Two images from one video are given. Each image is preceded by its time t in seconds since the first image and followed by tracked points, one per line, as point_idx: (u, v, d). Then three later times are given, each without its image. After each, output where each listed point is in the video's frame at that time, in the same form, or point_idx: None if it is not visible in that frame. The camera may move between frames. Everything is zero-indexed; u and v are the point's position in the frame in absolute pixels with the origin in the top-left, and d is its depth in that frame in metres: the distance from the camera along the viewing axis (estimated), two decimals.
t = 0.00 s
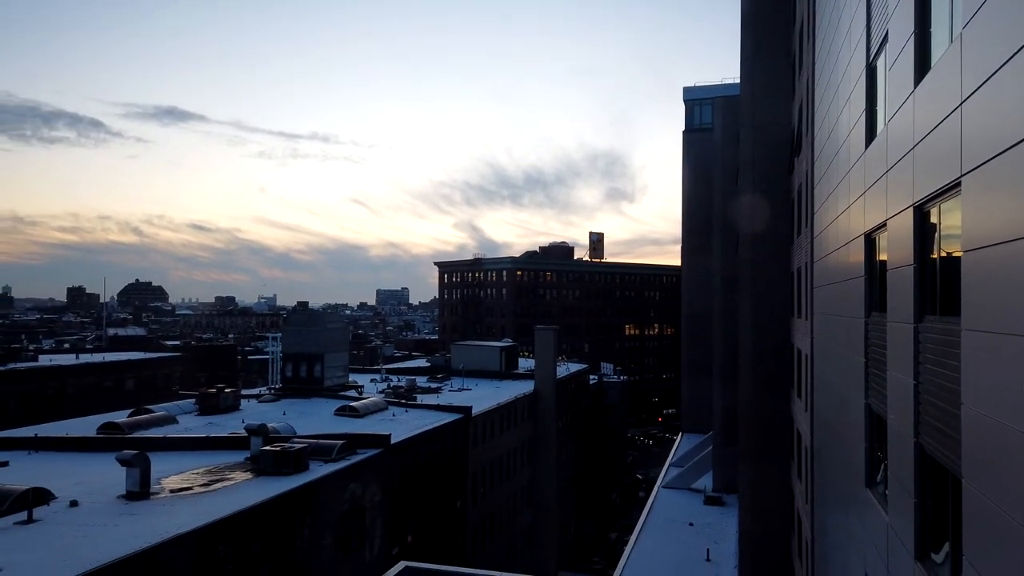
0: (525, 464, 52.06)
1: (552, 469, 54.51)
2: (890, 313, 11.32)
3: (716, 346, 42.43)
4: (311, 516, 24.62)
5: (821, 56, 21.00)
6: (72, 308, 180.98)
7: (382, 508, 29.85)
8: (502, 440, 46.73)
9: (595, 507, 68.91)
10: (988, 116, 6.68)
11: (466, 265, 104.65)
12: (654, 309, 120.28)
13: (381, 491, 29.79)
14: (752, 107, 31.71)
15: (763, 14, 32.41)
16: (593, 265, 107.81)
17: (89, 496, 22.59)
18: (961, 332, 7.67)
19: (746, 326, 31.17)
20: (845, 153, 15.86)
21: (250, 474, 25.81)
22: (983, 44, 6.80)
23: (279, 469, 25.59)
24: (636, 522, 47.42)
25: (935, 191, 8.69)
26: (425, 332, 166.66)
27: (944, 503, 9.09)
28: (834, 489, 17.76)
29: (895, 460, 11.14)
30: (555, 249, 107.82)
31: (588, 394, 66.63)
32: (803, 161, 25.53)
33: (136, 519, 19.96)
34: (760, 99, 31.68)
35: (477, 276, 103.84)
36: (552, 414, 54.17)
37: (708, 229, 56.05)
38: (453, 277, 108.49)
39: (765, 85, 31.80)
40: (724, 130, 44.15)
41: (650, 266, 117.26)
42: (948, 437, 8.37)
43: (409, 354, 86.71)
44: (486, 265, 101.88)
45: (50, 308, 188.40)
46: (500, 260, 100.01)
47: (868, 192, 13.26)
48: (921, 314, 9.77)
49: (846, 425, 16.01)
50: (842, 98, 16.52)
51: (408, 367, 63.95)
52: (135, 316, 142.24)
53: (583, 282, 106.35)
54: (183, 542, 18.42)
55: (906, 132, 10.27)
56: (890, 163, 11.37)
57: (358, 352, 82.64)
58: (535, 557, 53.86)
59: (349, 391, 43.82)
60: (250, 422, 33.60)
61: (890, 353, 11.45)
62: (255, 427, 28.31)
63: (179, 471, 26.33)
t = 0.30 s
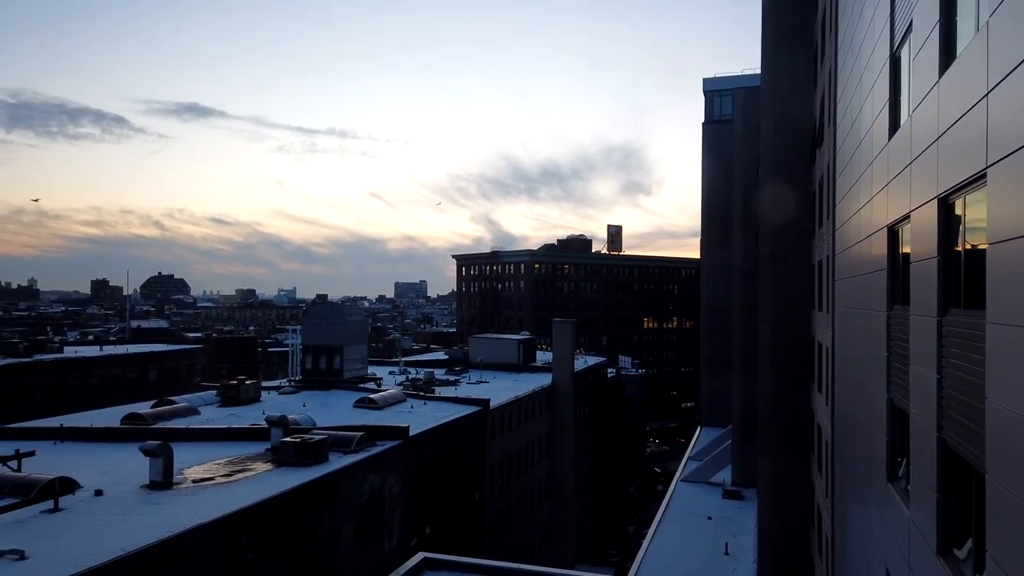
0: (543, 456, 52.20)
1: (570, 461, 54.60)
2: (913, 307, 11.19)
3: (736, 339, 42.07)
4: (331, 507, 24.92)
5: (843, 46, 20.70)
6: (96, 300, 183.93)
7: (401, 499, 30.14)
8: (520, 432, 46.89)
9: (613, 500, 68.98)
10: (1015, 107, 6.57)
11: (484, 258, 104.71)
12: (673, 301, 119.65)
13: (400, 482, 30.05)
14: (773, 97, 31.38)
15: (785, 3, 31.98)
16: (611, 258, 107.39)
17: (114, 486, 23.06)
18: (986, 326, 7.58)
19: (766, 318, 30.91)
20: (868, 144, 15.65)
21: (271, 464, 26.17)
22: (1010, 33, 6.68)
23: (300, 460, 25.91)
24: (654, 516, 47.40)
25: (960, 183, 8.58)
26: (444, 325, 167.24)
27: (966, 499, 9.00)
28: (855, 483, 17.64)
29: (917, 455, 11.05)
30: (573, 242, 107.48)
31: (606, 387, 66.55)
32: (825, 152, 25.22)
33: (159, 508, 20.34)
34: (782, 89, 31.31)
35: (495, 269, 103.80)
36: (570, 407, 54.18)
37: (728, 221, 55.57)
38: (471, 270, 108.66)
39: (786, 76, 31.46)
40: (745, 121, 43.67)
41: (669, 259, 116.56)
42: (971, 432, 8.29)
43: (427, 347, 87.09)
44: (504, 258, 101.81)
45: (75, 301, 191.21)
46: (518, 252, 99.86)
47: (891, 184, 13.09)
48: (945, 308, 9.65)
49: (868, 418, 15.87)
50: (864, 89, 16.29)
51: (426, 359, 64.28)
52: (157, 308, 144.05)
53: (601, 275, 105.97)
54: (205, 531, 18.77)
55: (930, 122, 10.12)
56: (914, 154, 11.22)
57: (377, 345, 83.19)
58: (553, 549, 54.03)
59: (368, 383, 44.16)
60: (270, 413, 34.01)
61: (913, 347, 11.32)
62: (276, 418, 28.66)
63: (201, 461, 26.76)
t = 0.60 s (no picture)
0: (561, 448, 52.25)
1: (588, 453, 54.66)
2: (937, 299, 11.04)
3: (756, 331, 41.71)
4: (350, 497, 25.19)
5: (867, 34, 20.37)
6: (120, 292, 186.41)
7: (421, 490, 30.41)
8: (539, 425, 47.01)
9: (631, 492, 68.98)
10: None
11: (502, 250, 104.68)
12: (692, 294, 118.97)
13: (419, 473, 30.31)
14: (795, 87, 31.00)
15: None
16: (630, 250, 106.92)
17: (138, 475, 23.50)
18: (1014, 318, 7.46)
19: (787, 309, 30.64)
20: (892, 133, 15.45)
21: (292, 455, 26.51)
22: None
23: (321, 451, 26.20)
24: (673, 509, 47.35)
25: (986, 173, 8.46)
26: (462, 318, 167.87)
27: (991, 493, 8.90)
28: (877, 478, 17.49)
29: (940, 448, 10.94)
30: (592, 234, 107.13)
31: (625, 380, 66.40)
32: (848, 142, 24.89)
33: (182, 497, 20.72)
34: (804, 78, 30.91)
35: (513, 261, 103.72)
36: (588, 399, 54.09)
37: (749, 212, 55.01)
38: (489, 263, 108.79)
39: (809, 65, 31.02)
40: (766, 111, 43.20)
41: (688, 251, 115.86)
42: (997, 426, 8.19)
43: (445, 339, 87.42)
44: (522, 250, 101.74)
45: (99, 293, 194.15)
46: (536, 245, 99.69)
47: (916, 174, 12.91)
48: (971, 300, 9.52)
49: (890, 411, 15.74)
50: (888, 77, 16.06)
51: (445, 351, 64.60)
52: (180, 300, 145.98)
53: (620, 267, 105.60)
54: (229, 519, 19.15)
55: (956, 111, 9.96)
56: (939, 145, 11.07)
57: (396, 337, 83.69)
58: (571, 541, 54.17)
59: (387, 375, 44.48)
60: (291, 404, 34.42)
61: (937, 340, 11.19)
62: (296, 409, 29.00)
63: (223, 451, 27.20)
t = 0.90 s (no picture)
0: (580, 442, 52.29)
1: (606, 447, 54.65)
2: (963, 293, 10.91)
3: (776, 325, 41.36)
4: (370, 489, 25.46)
5: (892, 23, 20.07)
6: (142, 285, 188.65)
7: (439, 483, 30.66)
8: (557, 419, 47.10)
9: (650, 487, 68.89)
10: None
11: (521, 244, 104.67)
12: (712, 288, 118.27)
13: (438, 466, 30.56)
14: (819, 78, 30.61)
15: None
16: (649, 244, 106.46)
17: (162, 466, 23.96)
18: None
19: (808, 303, 30.35)
20: (916, 125, 15.24)
21: (313, 447, 26.87)
22: None
23: (341, 444, 26.54)
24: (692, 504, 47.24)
25: (1012, 165, 8.34)
26: (480, 312, 168.32)
27: (1018, 490, 8.78)
28: (899, 476, 17.31)
29: (965, 444, 10.83)
30: (611, 228, 106.76)
31: (643, 374, 66.21)
32: (871, 134, 24.57)
33: (206, 488, 21.12)
34: (827, 68, 30.50)
35: (531, 255, 103.63)
36: (606, 394, 53.98)
37: (770, 206, 54.51)
38: (507, 257, 108.85)
39: (832, 55, 30.60)
40: (788, 103, 42.72)
41: (708, 245, 115.15)
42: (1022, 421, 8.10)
43: (464, 332, 87.77)
44: (541, 244, 101.67)
45: (125, 286, 197.65)
46: (554, 239, 99.58)
47: (941, 166, 12.76)
48: (997, 294, 9.39)
49: (913, 407, 15.58)
50: (914, 68, 15.83)
51: (464, 345, 64.90)
52: (202, 294, 147.78)
53: (639, 261, 105.19)
54: (251, 511, 19.46)
55: (983, 102, 9.81)
56: (965, 136, 10.91)
57: (415, 331, 84.18)
58: (589, 535, 54.26)
59: (406, 368, 44.83)
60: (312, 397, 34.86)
61: (962, 335, 11.06)
62: (317, 403, 29.36)
63: (246, 443, 27.64)
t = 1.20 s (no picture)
0: (598, 436, 52.23)
1: (624, 442, 54.54)
2: (988, 287, 10.72)
3: (797, 319, 40.96)
4: (389, 482, 25.66)
5: (917, 13, 19.71)
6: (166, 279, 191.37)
7: (458, 475, 30.83)
8: (575, 412, 47.10)
9: (669, 481, 68.69)
10: None
11: (539, 237, 104.48)
12: (733, 282, 117.43)
13: (456, 459, 30.70)
14: (842, 68, 30.14)
15: None
16: (668, 237, 105.84)
17: (185, 457, 24.33)
18: None
19: (829, 297, 30.00)
20: (942, 116, 14.96)
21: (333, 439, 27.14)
22: None
23: (360, 436, 26.78)
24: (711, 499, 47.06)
25: None
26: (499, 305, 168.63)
27: None
28: (923, 472, 17.11)
29: (989, 440, 10.68)
30: (630, 221, 106.23)
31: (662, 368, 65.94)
32: (895, 126, 24.18)
33: (227, 480, 21.43)
34: (851, 59, 30.04)
35: (550, 249, 103.22)
36: (624, 388, 53.86)
37: (791, 199, 53.89)
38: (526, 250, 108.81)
39: (856, 46, 30.10)
40: (810, 94, 42.14)
41: (729, 238, 114.23)
42: None
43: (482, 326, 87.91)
44: (559, 238, 101.43)
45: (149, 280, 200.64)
46: (573, 232, 99.29)
47: (966, 159, 12.55)
48: None
49: (937, 402, 15.36)
50: (939, 59, 15.52)
51: (482, 339, 65.07)
52: (224, 288, 149.49)
53: (659, 255, 104.66)
54: (271, 502, 19.71)
55: (1010, 93, 9.61)
56: (992, 127, 10.69)
57: (433, 324, 84.51)
58: (607, 529, 54.26)
59: (425, 362, 45.09)
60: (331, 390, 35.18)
61: (987, 330, 10.88)
62: (337, 395, 29.64)
63: (267, 435, 28.00)
